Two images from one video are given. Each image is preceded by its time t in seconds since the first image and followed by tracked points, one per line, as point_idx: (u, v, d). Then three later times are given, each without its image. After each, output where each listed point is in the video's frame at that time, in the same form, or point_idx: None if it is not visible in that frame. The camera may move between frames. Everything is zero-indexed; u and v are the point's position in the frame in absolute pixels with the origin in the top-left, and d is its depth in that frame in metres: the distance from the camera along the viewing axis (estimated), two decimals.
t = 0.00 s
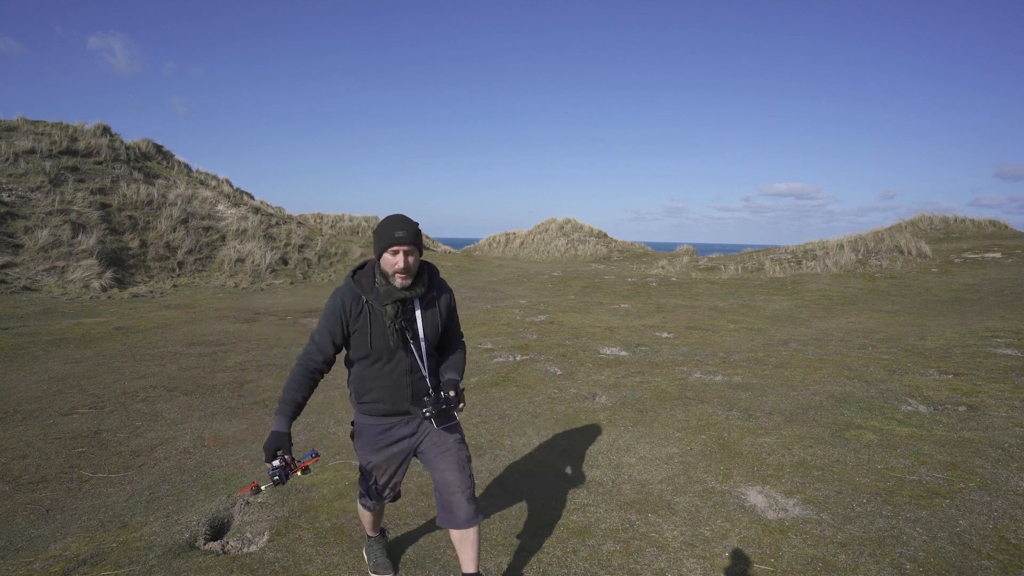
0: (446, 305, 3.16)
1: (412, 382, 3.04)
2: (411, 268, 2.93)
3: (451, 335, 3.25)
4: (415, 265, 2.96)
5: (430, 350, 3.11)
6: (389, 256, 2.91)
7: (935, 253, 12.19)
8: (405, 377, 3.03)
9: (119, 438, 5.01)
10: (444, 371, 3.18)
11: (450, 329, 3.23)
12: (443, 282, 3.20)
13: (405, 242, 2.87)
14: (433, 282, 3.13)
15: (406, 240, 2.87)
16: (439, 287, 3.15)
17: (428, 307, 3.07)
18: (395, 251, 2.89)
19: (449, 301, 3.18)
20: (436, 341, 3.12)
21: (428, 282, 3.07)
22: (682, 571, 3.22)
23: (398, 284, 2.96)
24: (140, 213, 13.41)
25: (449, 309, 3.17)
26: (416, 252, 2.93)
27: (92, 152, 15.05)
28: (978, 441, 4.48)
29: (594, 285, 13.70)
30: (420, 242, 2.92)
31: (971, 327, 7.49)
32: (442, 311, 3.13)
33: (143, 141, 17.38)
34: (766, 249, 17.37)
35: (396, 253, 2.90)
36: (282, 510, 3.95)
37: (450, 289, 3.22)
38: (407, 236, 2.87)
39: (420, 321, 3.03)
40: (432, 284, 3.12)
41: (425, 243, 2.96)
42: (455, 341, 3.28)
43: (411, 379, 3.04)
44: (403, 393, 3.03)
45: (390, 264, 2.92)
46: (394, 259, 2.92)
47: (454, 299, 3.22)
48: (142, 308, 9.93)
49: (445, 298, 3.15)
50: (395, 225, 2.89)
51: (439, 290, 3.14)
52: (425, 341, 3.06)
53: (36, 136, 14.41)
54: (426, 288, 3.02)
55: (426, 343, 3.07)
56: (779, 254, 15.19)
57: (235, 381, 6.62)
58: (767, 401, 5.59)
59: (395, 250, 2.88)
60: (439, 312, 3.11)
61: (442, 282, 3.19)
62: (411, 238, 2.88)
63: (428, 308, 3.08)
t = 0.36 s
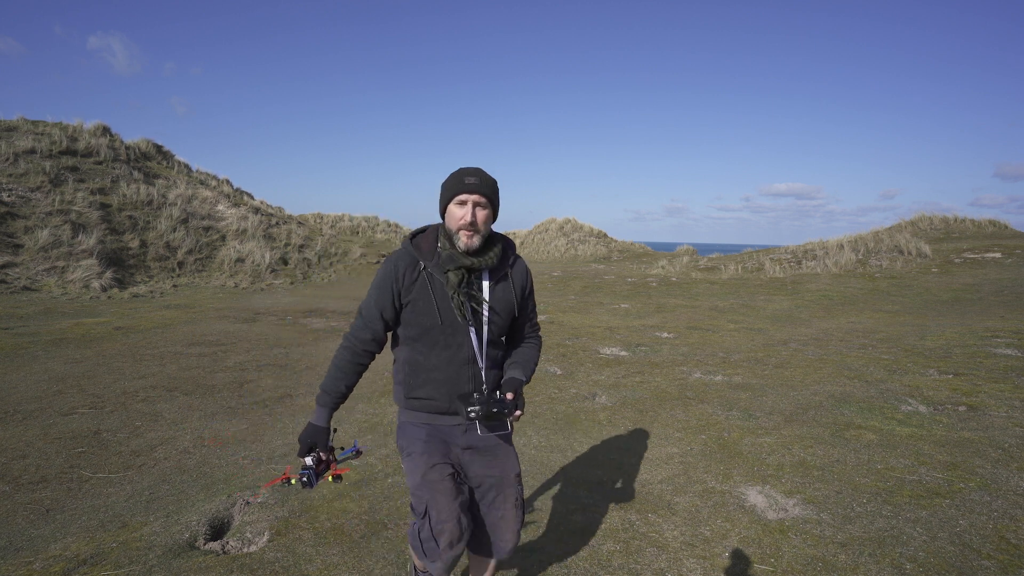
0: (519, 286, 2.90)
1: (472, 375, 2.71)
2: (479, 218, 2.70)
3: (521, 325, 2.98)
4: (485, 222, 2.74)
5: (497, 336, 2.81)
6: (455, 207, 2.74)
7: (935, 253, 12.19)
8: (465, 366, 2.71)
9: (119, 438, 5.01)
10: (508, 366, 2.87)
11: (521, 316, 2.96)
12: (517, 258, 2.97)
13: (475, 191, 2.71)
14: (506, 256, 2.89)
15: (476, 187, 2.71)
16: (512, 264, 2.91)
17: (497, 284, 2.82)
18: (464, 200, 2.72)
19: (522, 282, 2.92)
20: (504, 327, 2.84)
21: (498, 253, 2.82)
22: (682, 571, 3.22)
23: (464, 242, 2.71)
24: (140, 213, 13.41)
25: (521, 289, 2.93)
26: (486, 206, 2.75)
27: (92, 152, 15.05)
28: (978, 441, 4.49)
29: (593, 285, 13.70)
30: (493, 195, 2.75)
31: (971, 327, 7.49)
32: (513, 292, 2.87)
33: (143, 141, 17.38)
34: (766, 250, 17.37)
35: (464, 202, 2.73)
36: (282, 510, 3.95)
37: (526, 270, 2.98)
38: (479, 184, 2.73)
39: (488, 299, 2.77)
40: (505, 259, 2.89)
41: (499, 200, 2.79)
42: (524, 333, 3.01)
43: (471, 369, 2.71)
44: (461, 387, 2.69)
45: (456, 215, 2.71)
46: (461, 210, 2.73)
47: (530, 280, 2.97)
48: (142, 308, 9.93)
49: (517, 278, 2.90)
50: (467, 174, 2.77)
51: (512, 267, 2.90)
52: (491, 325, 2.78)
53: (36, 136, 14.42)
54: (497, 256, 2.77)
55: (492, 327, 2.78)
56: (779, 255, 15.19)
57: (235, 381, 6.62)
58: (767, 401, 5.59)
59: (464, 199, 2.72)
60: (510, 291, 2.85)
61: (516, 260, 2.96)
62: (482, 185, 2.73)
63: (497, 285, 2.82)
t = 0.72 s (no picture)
0: (569, 290, 2.37)
1: (513, 407, 2.22)
2: (499, 203, 2.22)
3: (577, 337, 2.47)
4: (509, 204, 2.26)
5: (543, 356, 2.30)
6: (469, 192, 2.29)
7: (935, 253, 12.19)
8: (503, 396, 2.21)
9: (119, 438, 5.01)
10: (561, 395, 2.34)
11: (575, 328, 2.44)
12: (567, 253, 2.45)
13: (489, 171, 2.24)
14: (551, 252, 2.38)
15: (488, 163, 2.24)
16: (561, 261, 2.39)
17: (540, 289, 2.30)
18: (476, 183, 2.27)
19: (575, 283, 2.38)
20: (552, 343, 2.32)
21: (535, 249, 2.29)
22: (682, 572, 3.22)
23: (485, 234, 2.24)
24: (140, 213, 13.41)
25: (574, 294, 2.39)
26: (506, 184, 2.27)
27: (92, 152, 15.05)
28: (979, 441, 4.48)
29: (593, 285, 13.70)
30: (513, 170, 2.27)
31: (972, 327, 7.48)
32: (562, 299, 2.34)
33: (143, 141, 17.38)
34: (766, 249, 17.37)
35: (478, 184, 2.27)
36: (282, 510, 3.95)
37: (579, 268, 2.44)
38: (492, 158, 2.25)
39: (528, 310, 2.26)
40: (550, 256, 2.37)
41: (524, 175, 2.31)
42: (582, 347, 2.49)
43: (511, 400, 2.22)
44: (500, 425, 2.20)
45: (470, 203, 2.26)
46: (476, 196, 2.27)
47: (585, 280, 2.43)
48: (142, 308, 9.92)
49: (568, 279, 2.36)
50: (478, 149, 2.31)
51: (560, 264, 2.38)
52: (535, 342, 2.27)
53: (36, 136, 14.41)
54: (535, 253, 2.26)
55: (536, 344, 2.27)
56: (779, 254, 15.19)
57: (235, 381, 6.62)
58: (767, 401, 5.59)
59: (477, 180, 2.26)
60: (557, 298, 2.32)
61: (566, 255, 2.43)
62: (497, 161, 2.24)
63: (542, 292, 2.31)
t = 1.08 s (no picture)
0: (605, 269, 2.16)
1: (528, 412, 2.09)
2: (483, 173, 2.11)
3: (627, 331, 2.22)
4: (498, 170, 2.11)
5: (573, 349, 2.11)
6: (456, 159, 2.18)
7: (936, 253, 12.18)
8: (517, 394, 2.10)
9: (118, 438, 5.01)
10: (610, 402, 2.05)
11: (622, 318, 2.21)
12: (606, 219, 2.24)
13: (467, 133, 2.08)
14: (578, 217, 2.20)
15: (464, 126, 2.07)
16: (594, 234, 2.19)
17: (562, 266, 2.13)
18: (458, 149, 2.14)
19: (612, 255, 2.18)
20: (585, 335, 2.13)
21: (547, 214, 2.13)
22: (682, 572, 3.22)
23: (475, 208, 2.15)
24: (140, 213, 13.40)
25: (610, 263, 2.18)
26: (489, 148, 2.09)
27: (92, 152, 15.04)
28: (979, 441, 4.48)
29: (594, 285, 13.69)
30: (494, 130, 2.06)
31: (972, 327, 7.48)
32: (598, 281, 2.15)
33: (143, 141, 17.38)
34: (766, 250, 17.36)
35: (461, 150, 2.14)
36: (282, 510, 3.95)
37: (622, 239, 2.21)
38: (469, 120, 2.07)
39: (547, 292, 2.11)
40: (576, 221, 2.19)
41: (513, 130, 2.07)
42: (638, 340, 2.23)
43: (527, 401, 2.10)
44: (514, 432, 2.09)
45: (456, 171, 2.17)
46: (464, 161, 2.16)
47: (630, 256, 2.20)
48: (142, 308, 9.92)
49: (601, 255, 2.17)
50: (455, 103, 2.13)
51: (593, 234, 2.19)
52: (558, 331, 2.10)
53: (35, 136, 14.40)
54: (539, 218, 2.09)
55: (561, 334, 2.10)
56: (779, 254, 15.18)
57: (235, 381, 6.61)
58: (768, 401, 5.59)
59: (457, 146, 2.13)
60: (586, 272, 2.13)
61: (604, 223, 2.23)
62: (470, 120, 2.06)
63: (568, 272, 2.13)
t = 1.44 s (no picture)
0: (676, 283, 1.93)
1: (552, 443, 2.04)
2: (527, 163, 2.01)
3: (712, 361, 1.94)
4: (541, 159, 2.00)
5: (629, 368, 1.94)
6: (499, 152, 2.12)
7: (936, 253, 12.17)
8: (543, 417, 2.06)
9: (119, 438, 5.01)
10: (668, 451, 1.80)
11: (705, 343, 1.94)
12: (689, 222, 2.00)
13: (507, 120, 2.00)
14: (650, 213, 2.00)
15: (500, 114, 1.99)
16: (665, 239, 1.97)
17: (618, 273, 1.99)
18: (498, 140, 2.07)
19: (686, 266, 1.93)
20: (645, 355, 1.94)
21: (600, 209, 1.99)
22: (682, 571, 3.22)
23: (523, 204, 2.08)
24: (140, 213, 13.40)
25: (685, 271, 1.93)
26: (529, 134, 1.99)
27: (92, 152, 15.04)
28: (979, 441, 4.47)
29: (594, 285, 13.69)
30: (533, 115, 1.95)
31: (972, 327, 7.48)
32: (664, 296, 1.93)
33: (143, 141, 17.37)
34: (766, 250, 17.35)
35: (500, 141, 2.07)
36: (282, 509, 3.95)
37: (707, 248, 1.94)
38: (503, 106, 1.99)
39: (595, 301, 1.99)
40: (646, 218, 2.00)
41: (554, 112, 1.96)
42: (725, 374, 1.92)
43: (552, 429, 2.05)
44: (537, 459, 2.06)
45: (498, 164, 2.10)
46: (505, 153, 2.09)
47: (714, 271, 1.91)
48: (142, 308, 9.92)
49: (670, 265, 1.94)
50: (489, 90, 2.05)
51: (664, 237, 1.97)
52: (603, 347, 1.96)
53: (35, 136, 14.39)
54: (592, 216, 1.95)
55: (610, 350, 1.95)
56: (780, 254, 15.18)
57: (235, 381, 6.61)
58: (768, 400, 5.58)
59: (496, 136, 2.06)
60: (646, 279, 1.95)
61: (682, 226, 1.99)
62: (506, 104, 1.98)
63: (626, 281, 1.98)
